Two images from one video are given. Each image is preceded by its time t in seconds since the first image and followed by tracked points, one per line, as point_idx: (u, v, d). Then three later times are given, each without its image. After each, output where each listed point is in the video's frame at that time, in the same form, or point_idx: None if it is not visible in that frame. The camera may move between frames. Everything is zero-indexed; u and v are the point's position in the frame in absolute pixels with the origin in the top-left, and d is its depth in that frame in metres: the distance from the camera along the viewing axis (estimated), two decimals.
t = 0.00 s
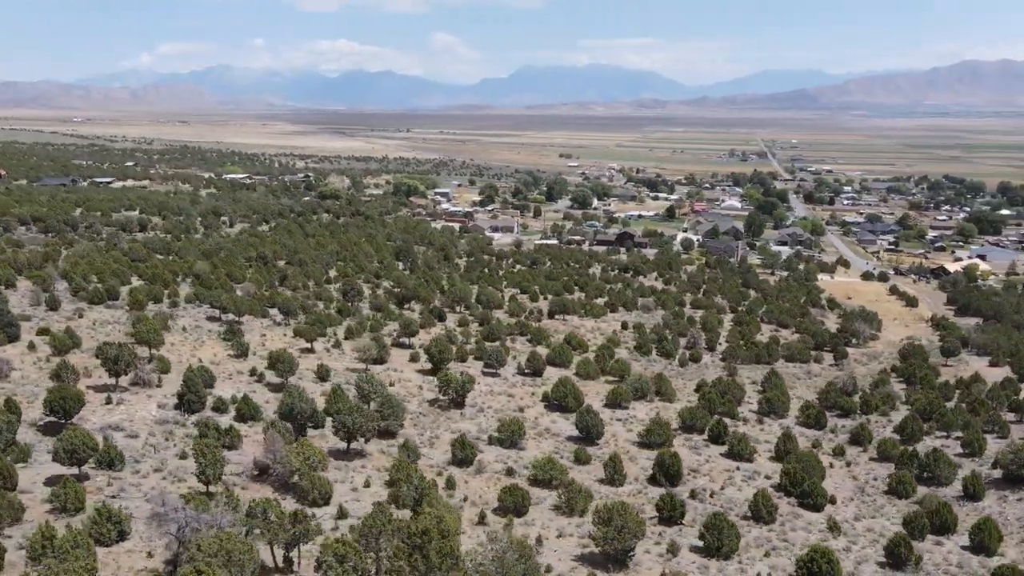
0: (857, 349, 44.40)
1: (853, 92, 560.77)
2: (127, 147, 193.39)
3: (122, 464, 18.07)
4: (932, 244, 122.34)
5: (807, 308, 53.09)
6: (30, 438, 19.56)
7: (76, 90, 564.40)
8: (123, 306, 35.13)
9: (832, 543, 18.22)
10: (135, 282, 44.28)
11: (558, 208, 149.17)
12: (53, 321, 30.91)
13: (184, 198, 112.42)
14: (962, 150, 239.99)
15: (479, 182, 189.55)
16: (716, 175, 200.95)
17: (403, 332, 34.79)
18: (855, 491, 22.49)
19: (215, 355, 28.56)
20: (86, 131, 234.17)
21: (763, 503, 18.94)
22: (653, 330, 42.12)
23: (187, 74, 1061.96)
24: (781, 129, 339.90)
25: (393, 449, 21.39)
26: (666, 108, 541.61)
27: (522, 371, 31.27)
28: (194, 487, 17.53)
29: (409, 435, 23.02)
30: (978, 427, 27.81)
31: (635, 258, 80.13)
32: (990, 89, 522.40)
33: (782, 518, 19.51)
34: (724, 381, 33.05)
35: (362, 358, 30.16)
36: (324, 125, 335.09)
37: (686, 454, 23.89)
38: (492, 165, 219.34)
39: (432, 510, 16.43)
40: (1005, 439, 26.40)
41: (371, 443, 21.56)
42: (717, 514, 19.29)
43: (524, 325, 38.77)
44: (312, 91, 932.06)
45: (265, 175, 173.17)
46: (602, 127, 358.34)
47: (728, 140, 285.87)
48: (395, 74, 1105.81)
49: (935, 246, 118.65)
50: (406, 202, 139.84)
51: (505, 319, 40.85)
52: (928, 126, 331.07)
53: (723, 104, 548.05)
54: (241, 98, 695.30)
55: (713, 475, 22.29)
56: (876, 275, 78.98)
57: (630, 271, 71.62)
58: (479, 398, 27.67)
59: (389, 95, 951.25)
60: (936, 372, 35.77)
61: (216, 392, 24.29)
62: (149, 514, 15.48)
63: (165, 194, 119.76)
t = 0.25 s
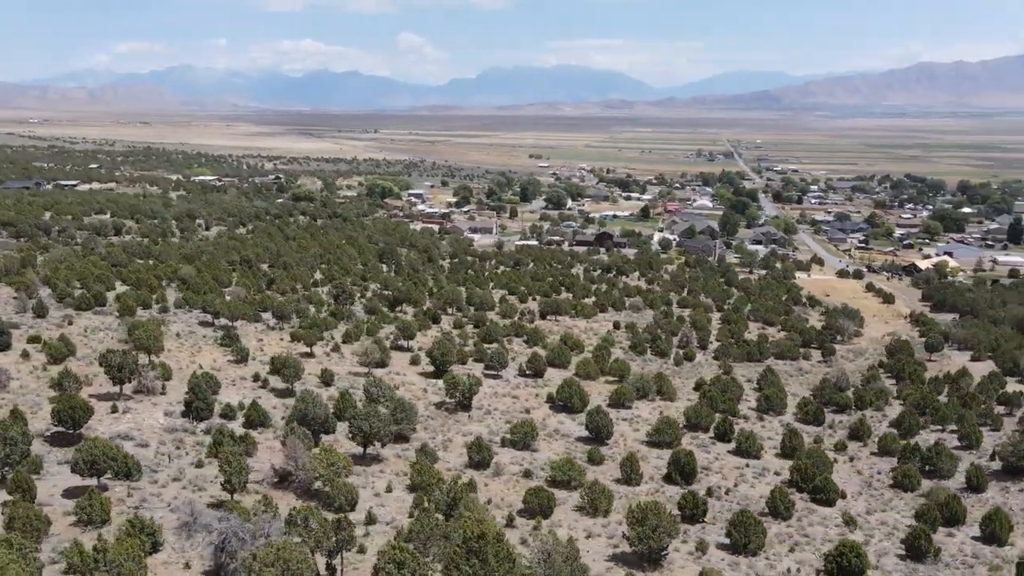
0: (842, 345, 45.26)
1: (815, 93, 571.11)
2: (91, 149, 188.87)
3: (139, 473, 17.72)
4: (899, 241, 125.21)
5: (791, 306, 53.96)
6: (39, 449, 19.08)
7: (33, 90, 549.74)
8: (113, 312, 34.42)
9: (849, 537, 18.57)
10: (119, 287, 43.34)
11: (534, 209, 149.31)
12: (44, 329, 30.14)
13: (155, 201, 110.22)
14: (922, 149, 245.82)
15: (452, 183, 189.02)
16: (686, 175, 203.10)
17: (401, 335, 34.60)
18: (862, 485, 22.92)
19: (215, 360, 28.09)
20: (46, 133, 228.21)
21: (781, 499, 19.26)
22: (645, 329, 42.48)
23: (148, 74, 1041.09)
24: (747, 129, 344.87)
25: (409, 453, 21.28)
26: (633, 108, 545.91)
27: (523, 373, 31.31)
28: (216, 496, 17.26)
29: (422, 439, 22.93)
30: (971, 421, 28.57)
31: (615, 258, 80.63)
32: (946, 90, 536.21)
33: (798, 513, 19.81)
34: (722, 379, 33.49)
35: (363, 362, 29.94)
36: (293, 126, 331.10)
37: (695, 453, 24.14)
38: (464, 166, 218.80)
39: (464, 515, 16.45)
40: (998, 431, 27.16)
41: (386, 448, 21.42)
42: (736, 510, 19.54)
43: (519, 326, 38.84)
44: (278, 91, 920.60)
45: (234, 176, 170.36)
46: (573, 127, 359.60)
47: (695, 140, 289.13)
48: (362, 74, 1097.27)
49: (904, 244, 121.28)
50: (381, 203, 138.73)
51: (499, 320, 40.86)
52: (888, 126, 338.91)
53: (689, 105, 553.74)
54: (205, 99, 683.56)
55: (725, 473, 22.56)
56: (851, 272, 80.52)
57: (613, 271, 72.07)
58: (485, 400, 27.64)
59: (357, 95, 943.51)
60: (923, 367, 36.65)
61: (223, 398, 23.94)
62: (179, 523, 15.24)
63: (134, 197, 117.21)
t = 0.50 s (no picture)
0: (828, 342, 46.11)
1: (779, 93, 580.01)
2: (52, 151, 183.99)
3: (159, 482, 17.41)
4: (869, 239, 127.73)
5: (775, 305, 54.79)
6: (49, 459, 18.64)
7: None
8: (103, 319, 33.70)
9: (865, 531, 18.95)
10: (103, 292, 42.42)
11: (508, 209, 149.25)
12: (34, 337, 29.38)
13: (125, 203, 107.87)
14: (884, 148, 251.07)
15: (426, 184, 187.96)
16: (657, 174, 204.81)
17: (398, 338, 34.43)
18: (868, 480, 23.39)
19: (214, 366, 27.70)
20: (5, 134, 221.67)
21: (797, 495, 19.54)
22: (637, 329, 42.81)
23: (108, 73, 1018.11)
24: (715, 129, 348.68)
25: (424, 456, 21.21)
26: (600, 108, 548.83)
27: (524, 374, 31.37)
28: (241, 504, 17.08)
29: (435, 442, 22.84)
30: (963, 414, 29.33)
31: (596, 258, 81.03)
32: (905, 90, 548.64)
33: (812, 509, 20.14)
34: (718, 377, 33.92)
35: (365, 366, 29.73)
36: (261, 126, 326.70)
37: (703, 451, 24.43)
38: (437, 167, 217.88)
39: (496, 519, 16.47)
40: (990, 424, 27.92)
41: (400, 452, 21.32)
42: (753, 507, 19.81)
43: (514, 328, 38.91)
44: (244, 91, 907.61)
45: (202, 178, 167.26)
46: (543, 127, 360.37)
47: (661, 140, 292.03)
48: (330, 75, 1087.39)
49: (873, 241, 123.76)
50: (356, 205, 137.48)
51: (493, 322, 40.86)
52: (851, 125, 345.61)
53: (657, 105, 558.22)
54: (168, 99, 670.53)
55: (735, 470, 22.86)
56: (826, 270, 82.01)
57: (595, 271, 72.43)
58: (490, 402, 27.64)
59: (325, 95, 934.34)
60: (910, 363, 37.50)
61: (230, 404, 23.60)
62: (211, 533, 15.07)
63: (102, 199, 114.51)
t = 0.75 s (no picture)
0: (817, 339, 46.83)
1: (749, 93, 587.27)
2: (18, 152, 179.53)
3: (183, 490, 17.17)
4: (844, 238, 129.96)
5: (762, 303, 55.50)
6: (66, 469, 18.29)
7: None
8: (99, 324, 33.11)
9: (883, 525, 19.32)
10: (91, 298, 41.63)
11: (487, 210, 149.03)
12: (31, 344, 28.74)
13: (98, 205, 105.75)
14: (852, 148, 255.50)
15: (402, 185, 186.88)
16: (631, 174, 206.13)
17: (400, 340, 34.28)
18: (876, 474, 23.83)
19: (219, 371, 27.32)
20: None
21: (815, 490, 19.82)
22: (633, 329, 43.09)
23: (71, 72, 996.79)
24: (687, 129, 351.82)
25: (443, 458, 21.15)
26: (571, 108, 550.82)
27: (528, 375, 31.43)
28: (269, 511, 16.89)
29: (450, 444, 22.79)
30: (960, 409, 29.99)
31: (581, 258, 81.31)
32: (871, 90, 558.64)
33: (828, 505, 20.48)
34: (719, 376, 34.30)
35: (371, 369, 29.55)
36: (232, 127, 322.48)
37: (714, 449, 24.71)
38: (413, 168, 216.76)
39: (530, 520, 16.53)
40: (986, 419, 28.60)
41: (419, 456, 21.24)
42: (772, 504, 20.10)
43: (513, 329, 38.96)
44: (213, 91, 894.95)
45: (174, 179, 164.49)
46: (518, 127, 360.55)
47: (631, 140, 294.23)
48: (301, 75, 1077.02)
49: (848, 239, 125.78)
50: (333, 206, 136.21)
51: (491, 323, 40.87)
52: (819, 125, 351.14)
53: (629, 105, 561.45)
54: (134, 98, 658.27)
55: (749, 467, 23.13)
56: (806, 268, 83.21)
57: (581, 271, 72.69)
58: (499, 403, 27.66)
59: (296, 95, 924.97)
60: (901, 360, 38.27)
61: (241, 410, 23.33)
62: (248, 542, 14.91)
63: (74, 202, 112.08)
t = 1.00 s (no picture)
0: (806, 336, 47.56)
1: (718, 94, 593.70)
2: None
3: (212, 498, 16.93)
4: (818, 236, 131.97)
5: (749, 301, 56.20)
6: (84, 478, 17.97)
7: None
8: (93, 330, 32.49)
9: (899, 519, 19.69)
10: (80, 303, 40.83)
11: (466, 211, 148.59)
12: (28, 351, 28.09)
13: (71, 208, 103.41)
14: (821, 148, 259.60)
15: (378, 186, 185.61)
16: (606, 174, 207.19)
17: (401, 343, 34.07)
18: (884, 468, 24.26)
19: (224, 376, 26.97)
20: None
21: (832, 486, 20.17)
22: (627, 328, 43.37)
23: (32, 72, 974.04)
24: (659, 129, 354.51)
25: (462, 460, 21.12)
26: (542, 108, 552.02)
27: (532, 376, 31.49)
28: (298, 517, 16.75)
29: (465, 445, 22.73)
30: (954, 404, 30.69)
31: (565, 258, 81.55)
32: (838, 91, 568.34)
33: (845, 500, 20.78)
34: (717, 373, 34.67)
35: (375, 372, 29.36)
36: (202, 128, 317.50)
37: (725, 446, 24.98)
38: (388, 168, 215.29)
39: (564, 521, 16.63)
40: (981, 411, 29.29)
41: (436, 459, 21.17)
42: (788, 500, 20.43)
43: (511, 330, 39.00)
44: (180, 91, 880.56)
45: (145, 181, 161.40)
46: (492, 127, 360.23)
47: (603, 140, 295.86)
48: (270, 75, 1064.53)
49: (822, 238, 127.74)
50: (312, 207, 134.93)
51: (488, 324, 40.82)
52: (788, 125, 356.13)
53: (601, 105, 564.11)
54: (99, 99, 644.85)
55: (760, 464, 23.44)
56: (786, 267, 84.42)
57: (567, 271, 72.94)
58: (507, 404, 27.69)
59: (266, 95, 914.18)
60: (891, 356, 39.01)
61: (254, 415, 23.08)
62: (284, 549, 14.80)
63: (43, 204, 109.38)
